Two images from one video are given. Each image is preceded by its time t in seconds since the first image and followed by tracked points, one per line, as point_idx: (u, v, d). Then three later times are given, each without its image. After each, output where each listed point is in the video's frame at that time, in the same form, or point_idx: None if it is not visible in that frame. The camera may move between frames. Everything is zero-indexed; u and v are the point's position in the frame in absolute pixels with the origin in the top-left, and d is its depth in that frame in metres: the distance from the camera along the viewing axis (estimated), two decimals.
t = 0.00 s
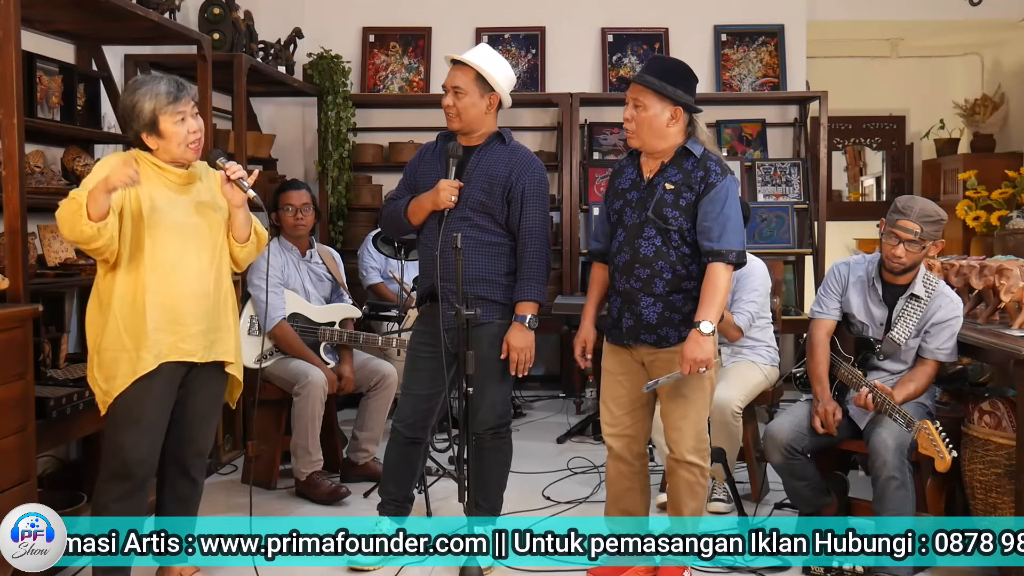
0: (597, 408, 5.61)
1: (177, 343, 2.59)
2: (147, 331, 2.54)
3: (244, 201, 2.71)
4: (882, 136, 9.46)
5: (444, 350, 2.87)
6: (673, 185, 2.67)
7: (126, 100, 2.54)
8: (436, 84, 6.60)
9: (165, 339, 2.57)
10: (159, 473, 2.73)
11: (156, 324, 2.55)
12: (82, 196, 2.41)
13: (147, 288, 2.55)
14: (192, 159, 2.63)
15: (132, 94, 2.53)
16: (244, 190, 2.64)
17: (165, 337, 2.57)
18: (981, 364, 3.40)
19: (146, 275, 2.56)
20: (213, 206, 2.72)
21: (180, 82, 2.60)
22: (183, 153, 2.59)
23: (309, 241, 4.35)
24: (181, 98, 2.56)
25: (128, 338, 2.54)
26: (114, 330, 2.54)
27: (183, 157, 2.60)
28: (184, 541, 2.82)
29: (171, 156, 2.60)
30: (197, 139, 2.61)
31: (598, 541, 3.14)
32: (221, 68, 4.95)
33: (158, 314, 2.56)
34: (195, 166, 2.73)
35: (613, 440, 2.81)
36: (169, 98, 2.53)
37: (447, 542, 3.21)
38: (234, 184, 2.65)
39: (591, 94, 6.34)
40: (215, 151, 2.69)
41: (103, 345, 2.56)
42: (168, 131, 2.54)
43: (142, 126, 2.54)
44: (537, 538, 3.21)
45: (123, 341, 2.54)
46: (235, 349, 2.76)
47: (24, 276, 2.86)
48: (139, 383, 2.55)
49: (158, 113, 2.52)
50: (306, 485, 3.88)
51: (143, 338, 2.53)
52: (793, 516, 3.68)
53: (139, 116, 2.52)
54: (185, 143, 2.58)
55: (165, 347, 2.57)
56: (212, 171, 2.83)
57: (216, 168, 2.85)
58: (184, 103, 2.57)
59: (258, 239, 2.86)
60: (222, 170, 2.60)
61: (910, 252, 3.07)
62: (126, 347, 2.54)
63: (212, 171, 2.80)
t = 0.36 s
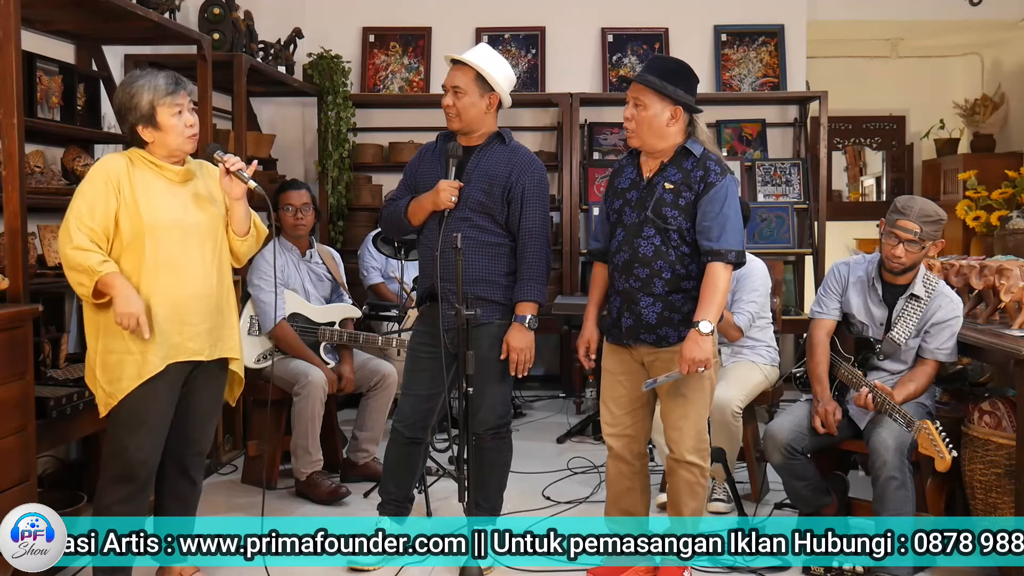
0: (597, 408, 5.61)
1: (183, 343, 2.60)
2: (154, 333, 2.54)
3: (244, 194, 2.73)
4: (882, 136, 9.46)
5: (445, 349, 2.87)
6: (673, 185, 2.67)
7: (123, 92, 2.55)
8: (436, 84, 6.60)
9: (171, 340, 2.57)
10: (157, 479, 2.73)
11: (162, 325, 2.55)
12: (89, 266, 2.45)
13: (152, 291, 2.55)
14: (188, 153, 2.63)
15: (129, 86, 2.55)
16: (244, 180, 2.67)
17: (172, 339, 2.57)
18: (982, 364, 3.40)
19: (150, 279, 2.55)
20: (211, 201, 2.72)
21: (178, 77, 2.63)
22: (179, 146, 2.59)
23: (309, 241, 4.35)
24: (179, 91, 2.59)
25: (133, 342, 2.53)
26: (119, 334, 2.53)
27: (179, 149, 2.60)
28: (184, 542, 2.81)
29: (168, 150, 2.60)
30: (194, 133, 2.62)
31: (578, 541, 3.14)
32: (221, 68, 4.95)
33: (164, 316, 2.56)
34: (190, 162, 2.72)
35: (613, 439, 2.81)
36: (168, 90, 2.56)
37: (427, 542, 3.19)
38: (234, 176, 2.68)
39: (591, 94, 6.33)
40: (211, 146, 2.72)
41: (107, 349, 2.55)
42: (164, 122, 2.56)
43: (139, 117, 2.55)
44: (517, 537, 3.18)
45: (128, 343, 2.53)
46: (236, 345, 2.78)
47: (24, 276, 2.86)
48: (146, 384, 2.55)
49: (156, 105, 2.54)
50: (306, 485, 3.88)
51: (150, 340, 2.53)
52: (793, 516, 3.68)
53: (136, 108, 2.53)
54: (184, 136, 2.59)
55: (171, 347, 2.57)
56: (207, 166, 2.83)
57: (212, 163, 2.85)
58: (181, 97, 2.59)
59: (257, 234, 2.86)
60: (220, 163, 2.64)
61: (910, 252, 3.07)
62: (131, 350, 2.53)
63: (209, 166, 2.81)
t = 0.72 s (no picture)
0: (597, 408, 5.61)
1: (179, 343, 2.60)
2: (149, 333, 2.53)
3: (240, 195, 2.71)
4: (882, 136, 9.46)
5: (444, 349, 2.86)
6: (673, 185, 2.66)
7: (120, 91, 2.55)
8: (436, 84, 6.60)
9: (167, 340, 2.57)
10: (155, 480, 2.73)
11: (157, 325, 2.55)
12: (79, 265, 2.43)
13: (148, 291, 2.55)
14: (185, 153, 2.63)
15: (126, 85, 2.55)
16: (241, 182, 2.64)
17: (167, 339, 2.57)
18: (982, 364, 3.41)
19: (145, 278, 2.55)
20: (207, 202, 2.72)
21: (175, 76, 2.62)
22: (176, 146, 2.60)
23: (309, 241, 4.35)
24: (176, 91, 2.58)
25: (129, 342, 2.53)
26: (114, 334, 2.53)
27: (176, 150, 2.60)
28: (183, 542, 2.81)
29: (164, 150, 2.60)
30: (190, 133, 2.62)
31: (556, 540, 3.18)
32: (221, 68, 4.95)
33: (159, 316, 2.56)
34: (187, 162, 2.72)
35: (613, 439, 2.81)
36: (164, 89, 2.55)
37: (406, 542, 3.17)
38: (230, 178, 2.65)
39: (591, 94, 6.33)
40: (208, 146, 2.72)
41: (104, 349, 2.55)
42: (162, 122, 2.55)
43: (136, 117, 2.54)
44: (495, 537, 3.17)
45: (124, 344, 2.53)
46: (233, 346, 2.78)
47: (24, 276, 2.86)
48: (142, 386, 2.55)
49: (153, 105, 2.53)
50: (306, 485, 3.88)
51: (146, 340, 2.53)
52: (793, 516, 3.68)
53: (133, 107, 2.53)
54: (180, 136, 2.59)
55: (167, 347, 2.57)
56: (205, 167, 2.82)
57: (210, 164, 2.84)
58: (179, 96, 2.59)
59: (252, 235, 2.84)
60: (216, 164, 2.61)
61: (910, 252, 3.07)
62: (127, 350, 2.53)
63: (206, 167, 2.81)
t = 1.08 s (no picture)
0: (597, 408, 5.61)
1: (172, 345, 2.59)
2: (142, 336, 2.53)
3: (233, 197, 2.73)
4: (882, 136, 9.46)
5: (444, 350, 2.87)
6: (673, 185, 2.66)
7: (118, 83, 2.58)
8: (436, 84, 6.60)
9: (161, 342, 2.57)
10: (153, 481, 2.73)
11: (150, 328, 2.55)
12: (78, 228, 2.42)
13: (141, 292, 2.54)
14: (175, 152, 2.62)
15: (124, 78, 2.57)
16: (233, 185, 2.62)
17: (161, 342, 2.57)
18: (982, 364, 3.41)
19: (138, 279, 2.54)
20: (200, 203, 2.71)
21: (175, 75, 2.62)
22: (162, 143, 2.58)
23: (309, 241, 4.35)
24: (171, 87, 2.58)
25: (123, 344, 2.53)
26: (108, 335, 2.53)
27: (163, 147, 2.59)
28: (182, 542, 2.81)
29: (153, 147, 2.59)
30: (180, 131, 2.59)
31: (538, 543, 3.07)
32: (221, 68, 4.95)
33: (152, 318, 2.56)
34: (181, 161, 2.70)
35: (613, 439, 2.81)
36: (160, 84, 2.56)
37: (384, 542, 3.08)
38: (223, 180, 2.63)
39: (591, 94, 6.33)
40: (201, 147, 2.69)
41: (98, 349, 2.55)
42: (151, 115, 2.55)
43: (129, 110, 2.55)
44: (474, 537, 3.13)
45: (117, 345, 2.53)
46: (227, 348, 2.78)
47: (24, 276, 2.86)
48: (136, 387, 2.55)
49: (145, 98, 2.54)
50: (306, 485, 3.88)
51: (139, 342, 2.53)
52: (793, 516, 3.68)
53: (127, 99, 2.55)
54: (167, 133, 2.56)
55: (161, 349, 2.57)
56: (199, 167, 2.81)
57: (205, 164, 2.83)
58: (174, 92, 2.58)
59: (245, 235, 2.86)
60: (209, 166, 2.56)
61: (910, 252, 3.07)
62: (121, 352, 2.53)
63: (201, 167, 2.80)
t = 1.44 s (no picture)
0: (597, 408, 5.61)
1: (159, 346, 2.59)
2: (130, 333, 2.53)
3: (224, 198, 2.74)
4: (882, 136, 9.46)
5: (444, 351, 2.88)
6: (673, 186, 2.66)
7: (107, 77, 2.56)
8: (436, 84, 6.60)
9: (147, 343, 2.57)
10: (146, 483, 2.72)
11: (138, 326, 2.55)
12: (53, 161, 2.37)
13: (126, 289, 2.54)
14: (159, 150, 2.60)
15: (112, 73, 2.55)
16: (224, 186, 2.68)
17: (148, 339, 2.57)
18: (982, 364, 3.42)
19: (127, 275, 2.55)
20: (189, 204, 2.71)
21: (165, 71, 2.59)
22: (145, 142, 2.57)
23: (309, 241, 4.35)
24: (161, 84, 2.56)
25: (111, 340, 2.53)
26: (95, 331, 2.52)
27: (146, 144, 2.57)
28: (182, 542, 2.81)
29: (136, 145, 2.58)
30: (168, 129, 2.57)
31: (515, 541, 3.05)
32: (221, 68, 4.95)
33: (140, 316, 2.55)
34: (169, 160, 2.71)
35: (613, 440, 2.81)
36: (149, 79, 2.53)
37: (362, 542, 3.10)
38: (213, 181, 2.69)
39: (591, 93, 6.33)
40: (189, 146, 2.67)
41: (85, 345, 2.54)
42: (138, 111, 2.53)
43: (117, 104, 2.53)
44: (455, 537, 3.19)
45: (103, 344, 2.52)
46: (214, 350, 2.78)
47: (24, 276, 2.86)
48: (124, 386, 2.55)
49: (133, 92, 2.52)
50: (306, 485, 3.88)
51: (126, 342, 2.53)
52: (793, 516, 3.68)
53: (114, 94, 2.53)
54: (153, 129, 2.55)
55: (147, 350, 2.57)
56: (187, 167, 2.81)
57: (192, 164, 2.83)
58: (164, 89, 2.56)
59: (233, 235, 2.85)
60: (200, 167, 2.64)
61: (909, 252, 3.07)
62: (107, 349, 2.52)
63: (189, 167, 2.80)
